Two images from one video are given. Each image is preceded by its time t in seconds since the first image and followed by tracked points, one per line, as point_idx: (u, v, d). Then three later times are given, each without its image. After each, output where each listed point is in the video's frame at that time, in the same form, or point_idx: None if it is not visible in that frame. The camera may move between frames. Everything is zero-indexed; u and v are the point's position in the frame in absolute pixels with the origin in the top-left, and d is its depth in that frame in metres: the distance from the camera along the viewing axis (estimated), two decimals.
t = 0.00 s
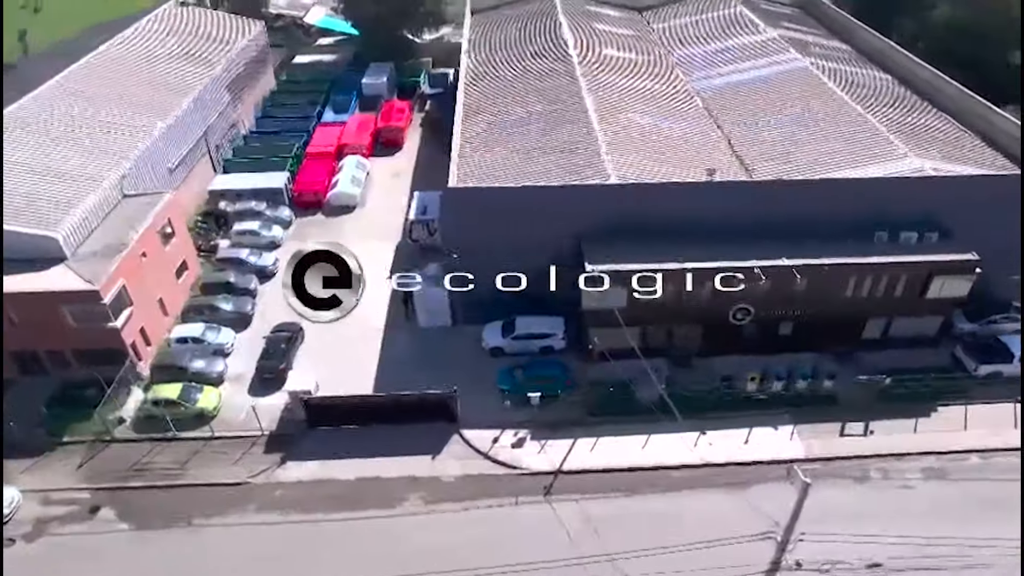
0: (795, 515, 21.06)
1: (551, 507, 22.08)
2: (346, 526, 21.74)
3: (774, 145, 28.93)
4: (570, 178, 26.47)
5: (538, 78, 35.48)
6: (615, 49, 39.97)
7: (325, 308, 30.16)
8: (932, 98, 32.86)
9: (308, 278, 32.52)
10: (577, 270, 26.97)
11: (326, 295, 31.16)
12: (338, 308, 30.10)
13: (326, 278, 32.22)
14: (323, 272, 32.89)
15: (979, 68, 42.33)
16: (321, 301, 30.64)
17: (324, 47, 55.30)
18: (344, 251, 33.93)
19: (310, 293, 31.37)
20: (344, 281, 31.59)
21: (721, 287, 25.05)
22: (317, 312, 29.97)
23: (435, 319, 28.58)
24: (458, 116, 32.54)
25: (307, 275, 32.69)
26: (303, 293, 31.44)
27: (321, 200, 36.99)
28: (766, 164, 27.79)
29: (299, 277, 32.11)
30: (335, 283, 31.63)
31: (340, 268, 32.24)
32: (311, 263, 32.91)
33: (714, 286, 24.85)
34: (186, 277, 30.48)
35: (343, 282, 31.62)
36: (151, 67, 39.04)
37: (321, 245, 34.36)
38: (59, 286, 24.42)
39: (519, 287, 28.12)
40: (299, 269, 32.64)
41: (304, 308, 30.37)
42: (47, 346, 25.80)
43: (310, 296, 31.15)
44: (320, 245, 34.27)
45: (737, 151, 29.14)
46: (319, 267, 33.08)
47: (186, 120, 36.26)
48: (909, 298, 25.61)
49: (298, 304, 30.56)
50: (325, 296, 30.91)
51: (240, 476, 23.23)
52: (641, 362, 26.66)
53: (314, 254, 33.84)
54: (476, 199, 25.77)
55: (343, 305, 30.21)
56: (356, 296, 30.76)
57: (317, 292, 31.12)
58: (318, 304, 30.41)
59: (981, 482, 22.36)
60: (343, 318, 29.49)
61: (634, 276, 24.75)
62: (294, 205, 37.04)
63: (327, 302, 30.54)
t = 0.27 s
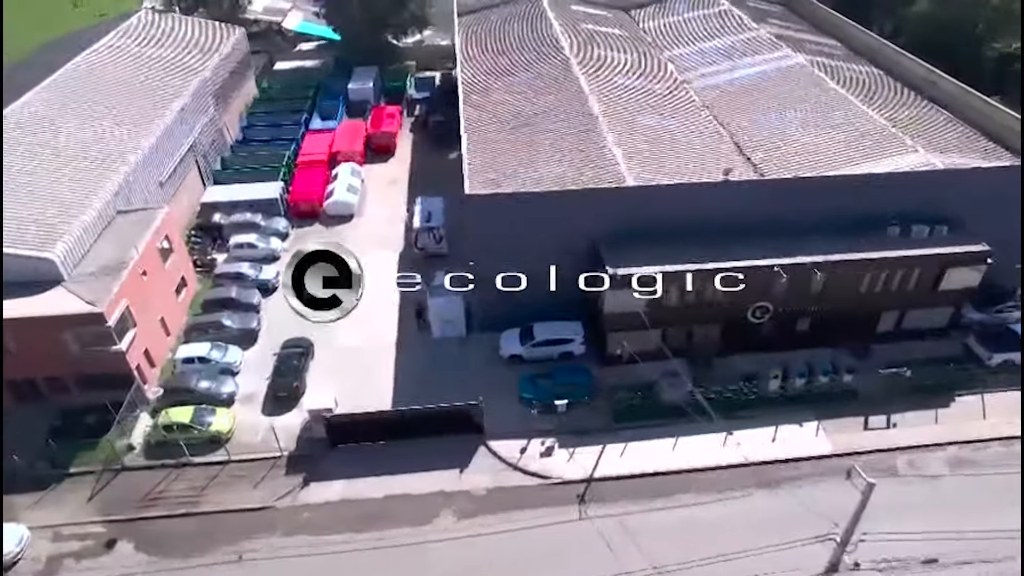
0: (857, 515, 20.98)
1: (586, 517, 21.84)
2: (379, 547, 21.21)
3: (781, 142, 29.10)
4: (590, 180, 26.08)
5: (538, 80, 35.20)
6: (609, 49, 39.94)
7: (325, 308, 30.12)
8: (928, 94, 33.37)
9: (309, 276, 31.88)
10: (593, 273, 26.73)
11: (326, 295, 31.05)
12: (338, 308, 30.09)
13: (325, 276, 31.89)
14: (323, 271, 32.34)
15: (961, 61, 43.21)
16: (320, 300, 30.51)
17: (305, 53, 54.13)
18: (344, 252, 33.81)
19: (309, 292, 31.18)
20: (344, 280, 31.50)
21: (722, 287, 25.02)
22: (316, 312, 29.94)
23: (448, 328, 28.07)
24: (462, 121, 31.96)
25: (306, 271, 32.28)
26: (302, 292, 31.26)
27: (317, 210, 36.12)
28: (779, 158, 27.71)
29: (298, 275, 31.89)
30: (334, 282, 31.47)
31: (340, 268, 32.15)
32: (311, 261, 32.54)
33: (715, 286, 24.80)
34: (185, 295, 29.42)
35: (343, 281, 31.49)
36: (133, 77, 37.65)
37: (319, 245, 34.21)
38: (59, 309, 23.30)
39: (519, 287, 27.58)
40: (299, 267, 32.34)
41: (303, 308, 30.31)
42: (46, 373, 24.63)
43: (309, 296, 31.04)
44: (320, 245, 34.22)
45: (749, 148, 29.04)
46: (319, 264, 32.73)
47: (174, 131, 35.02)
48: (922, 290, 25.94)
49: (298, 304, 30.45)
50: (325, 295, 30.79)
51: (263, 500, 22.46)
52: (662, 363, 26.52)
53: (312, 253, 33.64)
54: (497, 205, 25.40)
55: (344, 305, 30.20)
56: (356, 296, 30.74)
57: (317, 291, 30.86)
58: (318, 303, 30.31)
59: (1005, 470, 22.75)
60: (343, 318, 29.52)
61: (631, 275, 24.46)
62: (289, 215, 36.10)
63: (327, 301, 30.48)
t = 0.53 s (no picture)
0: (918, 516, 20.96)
1: (621, 527, 21.56)
2: (414, 569, 20.61)
3: (786, 139, 29.21)
4: (606, 185, 25.81)
5: (537, 82, 34.89)
6: (602, 50, 39.81)
7: (325, 308, 30.13)
8: (920, 88, 33.70)
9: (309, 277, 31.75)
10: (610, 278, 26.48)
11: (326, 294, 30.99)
12: (338, 308, 30.12)
13: (325, 276, 31.83)
14: (323, 271, 32.19)
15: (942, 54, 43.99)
16: (320, 300, 30.52)
17: (284, 59, 52.82)
18: (344, 252, 33.74)
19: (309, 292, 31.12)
20: (344, 280, 31.46)
21: (721, 287, 24.92)
22: (316, 312, 29.93)
23: (462, 338, 27.52)
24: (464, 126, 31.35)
25: (307, 271, 32.19)
26: (302, 292, 31.15)
27: (313, 221, 35.21)
28: (790, 156, 27.75)
29: (298, 276, 31.84)
30: (334, 282, 31.45)
31: (340, 268, 32.16)
32: (311, 261, 32.60)
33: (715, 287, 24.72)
34: (184, 314, 28.28)
35: (343, 281, 31.46)
36: (112, 88, 36.14)
37: (319, 246, 34.21)
38: (59, 336, 22.12)
39: (519, 288, 26.85)
40: (299, 268, 32.32)
41: (303, 308, 30.27)
42: (47, 403, 23.39)
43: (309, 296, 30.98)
44: (320, 245, 34.24)
45: (759, 146, 29.02)
46: (319, 264, 32.73)
47: (161, 144, 33.69)
48: (933, 282, 26.25)
49: (297, 303, 30.45)
50: (325, 296, 30.82)
51: (288, 526, 21.64)
52: (681, 365, 26.39)
53: (311, 252, 33.70)
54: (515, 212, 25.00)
55: (343, 305, 30.24)
56: (356, 296, 30.74)
57: (317, 291, 30.85)
58: (318, 303, 30.33)
59: None
60: (344, 318, 29.56)
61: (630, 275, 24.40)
62: (284, 227, 35.11)
63: (327, 301, 30.50)
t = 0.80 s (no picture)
0: (976, 511, 21.08)
1: (658, 536, 21.35)
2: None
3: (790, 137, 29.41)
4: (623, 188, 25.52)
5: (535, 85, 34.55)
6: (594, 51, 39.70)
7: (325, 308, 30.17)
8: (910, 82, 34.29)
9: (309, 278, 31.90)
10: (626, 281, 26.21)
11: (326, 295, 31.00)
12: (338, 308, 30.22)
13: (325, 276, 31.99)
14: (323, 272, 32.34)
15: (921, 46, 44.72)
16: (320, 300, 30.60)
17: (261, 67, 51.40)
18: (344, 252, 33.70)
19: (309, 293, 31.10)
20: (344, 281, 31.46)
21: (721, 287, 24.59)
22: (317, 312, 29.98)
23: (477, 349, 26.99)
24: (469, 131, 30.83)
25: (307, 271, 32.37)
26: (302, 292, 31.16)
27: (309, 233, 34.27)
28: (798, 154, 27.87)
29: (298, 276, 31.88)
30: (334, 282, 31.57)
31: (341, 269, 32.24)
32: (311, 260, 32.78)
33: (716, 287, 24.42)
34: (184, 335, 27.14)
35: (343, 281, 31.56)
36: (91, 101, 34.62)
37: (321, 245, 34.06)
38: (62, 367, 20.96)
39: (520, 288, 26.15)
40: (299, 267, 32.34)
41: (303, 308, 30.31)
42: (49, 438, 22.20)
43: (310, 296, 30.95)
44: (320, 245, 33.99)
45: (766, 144, 29.10)
46: (319, 264, 32.78)
47: (147, 158, 32.33)
48: (943, 273, 26.60)
49: (297, 303, 30.55)
50: (325, 296, 30.94)
51: (317, 553, 20.94)
52: (699, 366, 26.28)
53: (311, 251, 33.54)
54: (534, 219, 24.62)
55: (343, 305, 30.31)
56: (356, 296, 30.76)
57: (317, 291, 30.98)
58: (319, 303, 30.37)
59: None
60: (344, 319, 29.62)
61: (634, 277, 24.94)
62: (280, 240, 34.05)
63: (327, 301, 30.59)
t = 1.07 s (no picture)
0: None
1: (696, 544, 21.11)
2: None
3: (793, 135, 29.53)
4: (639, 191, 25.21)
5: (532, 89, 34.06)
6: (585, 52, 39.39)
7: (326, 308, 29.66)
8: (900, 77, 34.72)
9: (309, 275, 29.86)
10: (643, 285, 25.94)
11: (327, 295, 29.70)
12: (338, 308, 29.81)
13: (326, 275, 29.53)
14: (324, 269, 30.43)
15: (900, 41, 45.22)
16: (320, 302, 29.48)
17: (238, 75, 49.84)
18: (344, 251, 32.52)
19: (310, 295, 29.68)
20: (345, 281, 30.14)
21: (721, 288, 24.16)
22: (317, 312, 29.62)
23: (493, 360, 26.43)
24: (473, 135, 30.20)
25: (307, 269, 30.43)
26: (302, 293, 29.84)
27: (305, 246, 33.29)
28: (805, 152, 27.94)
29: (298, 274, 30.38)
30: (334, 281, 29.72)
31: (341, 267, 30.10)
32: (311, 260, 29.82)
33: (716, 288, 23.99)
34: (185, 358, 25.96)
35: (344, 281, 30.23)
36: (69, 116, 33.04)
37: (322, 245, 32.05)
38: (67, 400, 19.76)
39: (521, 289, 25.79)
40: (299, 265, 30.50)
41: (304, 308, 29.81)
42: (53, 476, 20.94)
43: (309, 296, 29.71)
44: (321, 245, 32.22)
45: (772, 142, 29.15)
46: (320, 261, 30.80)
47: (133, 174, 30.95)
48: (951, 265, 26.94)
49: (297, 303, 29.79)
50: (325, 295, 29.53)
51: None
52: (717, 368, 26.15)
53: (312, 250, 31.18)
54: (553, 225, 24.18)
55: (343, 305, 29.85)
56: (356, 296, 30.41)
57: (317, 291, 29.25)
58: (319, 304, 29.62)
59: None
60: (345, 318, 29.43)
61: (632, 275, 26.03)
62: (275, 254, 33.08)
63: (327, 302, 29.56)
